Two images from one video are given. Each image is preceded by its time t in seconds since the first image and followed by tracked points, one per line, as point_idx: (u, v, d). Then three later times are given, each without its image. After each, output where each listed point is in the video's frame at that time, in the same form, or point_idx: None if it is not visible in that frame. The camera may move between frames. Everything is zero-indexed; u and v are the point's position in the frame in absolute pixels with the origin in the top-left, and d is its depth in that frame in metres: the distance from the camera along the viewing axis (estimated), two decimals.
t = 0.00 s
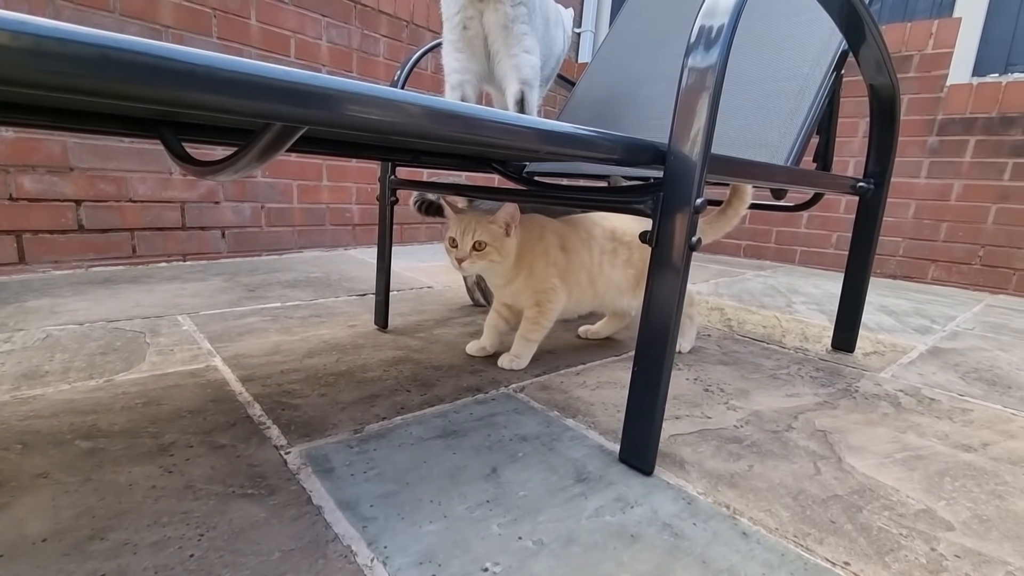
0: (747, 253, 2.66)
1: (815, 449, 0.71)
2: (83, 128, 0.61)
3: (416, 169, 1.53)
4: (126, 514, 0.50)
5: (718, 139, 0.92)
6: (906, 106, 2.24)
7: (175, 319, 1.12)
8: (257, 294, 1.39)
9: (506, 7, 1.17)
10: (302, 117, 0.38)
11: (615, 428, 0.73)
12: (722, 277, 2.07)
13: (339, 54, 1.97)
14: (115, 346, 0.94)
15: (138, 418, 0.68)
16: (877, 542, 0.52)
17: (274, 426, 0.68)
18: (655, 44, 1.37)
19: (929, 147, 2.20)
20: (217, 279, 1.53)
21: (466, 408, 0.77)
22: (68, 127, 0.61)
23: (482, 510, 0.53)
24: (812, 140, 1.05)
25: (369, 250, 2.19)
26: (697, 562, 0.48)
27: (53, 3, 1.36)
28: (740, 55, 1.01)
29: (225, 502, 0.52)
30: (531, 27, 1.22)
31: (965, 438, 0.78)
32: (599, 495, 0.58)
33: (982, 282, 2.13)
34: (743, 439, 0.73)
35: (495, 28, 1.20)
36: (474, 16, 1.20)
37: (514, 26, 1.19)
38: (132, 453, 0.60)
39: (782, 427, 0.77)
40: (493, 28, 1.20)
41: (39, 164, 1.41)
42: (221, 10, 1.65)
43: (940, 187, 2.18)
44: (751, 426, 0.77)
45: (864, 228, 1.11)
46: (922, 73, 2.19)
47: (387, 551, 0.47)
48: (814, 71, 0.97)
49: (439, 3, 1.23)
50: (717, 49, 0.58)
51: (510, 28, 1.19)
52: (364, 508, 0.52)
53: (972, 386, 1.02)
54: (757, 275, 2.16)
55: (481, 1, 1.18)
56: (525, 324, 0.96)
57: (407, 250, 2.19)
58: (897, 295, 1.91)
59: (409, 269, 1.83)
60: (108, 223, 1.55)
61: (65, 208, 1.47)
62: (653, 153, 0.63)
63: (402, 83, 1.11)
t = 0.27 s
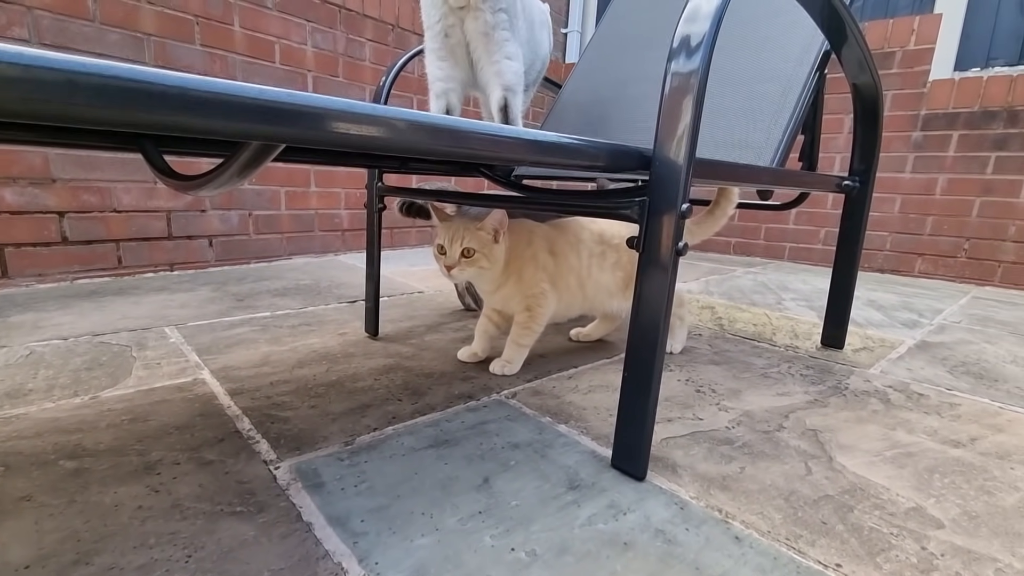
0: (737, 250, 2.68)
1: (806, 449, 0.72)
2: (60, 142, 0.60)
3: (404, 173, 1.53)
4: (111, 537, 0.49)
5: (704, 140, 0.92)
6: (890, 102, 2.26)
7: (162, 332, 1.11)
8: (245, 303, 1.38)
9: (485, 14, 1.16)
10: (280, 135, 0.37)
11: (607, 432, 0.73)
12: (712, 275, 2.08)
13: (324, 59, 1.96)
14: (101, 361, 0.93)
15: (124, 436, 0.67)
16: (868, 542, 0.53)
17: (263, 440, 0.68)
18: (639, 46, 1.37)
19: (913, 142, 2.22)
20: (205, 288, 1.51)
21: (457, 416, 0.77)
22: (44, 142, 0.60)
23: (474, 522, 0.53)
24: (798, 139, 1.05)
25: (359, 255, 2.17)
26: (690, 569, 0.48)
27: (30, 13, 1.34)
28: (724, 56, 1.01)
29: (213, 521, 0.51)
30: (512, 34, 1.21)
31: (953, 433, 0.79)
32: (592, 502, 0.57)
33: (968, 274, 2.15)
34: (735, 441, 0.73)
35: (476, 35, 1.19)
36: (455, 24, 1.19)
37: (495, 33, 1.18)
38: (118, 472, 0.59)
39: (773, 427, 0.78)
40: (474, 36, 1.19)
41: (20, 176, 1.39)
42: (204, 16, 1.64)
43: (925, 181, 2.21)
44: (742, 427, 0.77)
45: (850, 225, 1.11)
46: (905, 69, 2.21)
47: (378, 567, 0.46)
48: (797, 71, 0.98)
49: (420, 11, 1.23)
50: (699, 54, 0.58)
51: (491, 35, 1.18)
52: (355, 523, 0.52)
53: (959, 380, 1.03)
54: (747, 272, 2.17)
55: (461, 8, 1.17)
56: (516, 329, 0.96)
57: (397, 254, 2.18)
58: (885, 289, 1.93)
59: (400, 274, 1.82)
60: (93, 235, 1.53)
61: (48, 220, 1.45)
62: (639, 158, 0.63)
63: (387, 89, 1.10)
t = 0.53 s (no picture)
0: (734, 249, 2.68)
1: (806, 448, 0.71)
2: (50, 140, 0.59)
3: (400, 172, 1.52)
4: (105, 541, 0.48)
5: (702, 139, 0.91)
6: (885, 101, 2.27)
7: (157, 332, 1.10)
8: (241, 303, 1.37)
9: (484, 12, 1.15)
10: (276, 133, 0.37)
11: (607, 432, 0.73)
12: (709, 274, 2.08)
13: (319, 58, 1.95)
14: (94, 362, 0.92)
15: (117, 439, 0.66)
16: (868, 542, 0.53)
17: (259, 442, 0.67)
18: (637, 45, 1.37)
19: (908, 141, 2.23)
20: (200, 288, 1.50)
21: (456, 416, 0.77)
22: (35, 140, 0.59)
23: (473, 524, 0.53)
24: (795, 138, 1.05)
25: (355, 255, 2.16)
26: (691, 570, 0.48)
27: (20, 11, 1.33)
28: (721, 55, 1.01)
29: (209, 524, 0.51)
30: (511, 33, 1.20)
31: (951, 431, 0.79)
32: (592, 503, 0.57)
33: (963, 272, 2.17)
34: (734, 440, 0.73)
35: (475, 33, 1.18)
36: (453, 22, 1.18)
37: (494, 32, 1.17)
38: (112, 475, 0.58)
39: (772, 426, 0.78)
40: (472, 34, 1.18)
41: (11, 175, 1.37)
42: (197, 14, 1.62)
43: (920, 180, 2.22)
44: (741, 426, 0.77)
45: (847, 223, 1.11)
46: (900, 68, 2.22)
47: (377, 570, 0.46)
48: (795, 71, 0.98)
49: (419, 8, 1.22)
50: (699, 52, 0.57)
51: (489, 34, 1.17)
52: (353, 526, 0.51)
53: (956, 378, 1.03)
54: (744, 271, 2.17)
55: (460, 7, 1.17)
56: (514, 329, 0.96)
57: (393, 254, 2.17)
58: (881, 288, 1.94)
59: (396, 274, 1.81)
60: (86, 235, 1.51)
61: (40, 220, 1.43)
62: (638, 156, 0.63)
63: (383, 88, 1.10)
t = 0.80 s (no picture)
0: (732, 246, 2.68)
1: (807, 445, 0.71)
2: (44, 139, 0.58)
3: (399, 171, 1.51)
4: (103, 544, 0.48)
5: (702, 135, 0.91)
6: (884, 97, 2.27)
7: (154, 333, 1.09)
8: (239, 303, 1.36)
9: (487, 9, 1.15)
10: (271, 129, 0.36)
11: (608, 431, 0.73)
12: (708, 271, 2.08)
13: (316, 56, 1.94)
14: (91, 363, 0.91)
15: (114, 440, 0.66)
16: (871, 539, 0.52)
17: (258, 443, 0.67)
18: (636, 41, 1.36)
19: (906, 137, 2.23)
20: (197, 288, 1.49)
21: (456, 416, 0.76)
22: (28, 138, 0.58)
23: (474, 524, 0.52)
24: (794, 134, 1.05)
25: (353, 254, 2.16)
26: (694, 568, 0.47)
27: (14, 9, 1.32)
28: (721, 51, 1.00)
29: (208, 526, 0.50)
30: (513, 31, 1.20)
31: (952, 427, 0.79)
32: (594, 502, 0.57)
33: (961, 268, 2.17)
34: (735, 438, 0.72)
35: (477, 29, 1.18)
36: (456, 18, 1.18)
37: (496, 29, 1.17)
38: (110, 477, 0.58)
39: (773, 423, 0.77)
40: (474, 30, 1.18)
41: (6, 176, 1.36)
42: (193, 12, 1.61)
43: (918, 176, 2.22)
44: (742, 424, 0.77)
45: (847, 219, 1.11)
46: (898, 64, 2.22)
47: (377, 571, 0.45)
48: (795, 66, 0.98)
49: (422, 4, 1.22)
50: (700, 48, 0.57)
51: (492, 31, 1.17)
52: (353, 526, 0.51)
53: (956, 374, 1.03)
54: (743, 268, 2.17)
55: (463, 3, 1.17)
56: (514, 328, 0.95)
57: (392, 252, 2.16)
58: (879, 284, 1.94)
59: (395, 273, 1.81)
60: (82, 235, 1.50)
61: (36, 221, 1.42)
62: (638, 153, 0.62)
63: (381, 85, 1.09)
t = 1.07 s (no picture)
0: (728, 243, 2.68)
1: (803, 441, 0.72)
2: (36, 139, 0.58)
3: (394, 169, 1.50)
4: (98, 546, 0.47)
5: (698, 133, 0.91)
6: (879, 94, 2.27)
7: (149, 333, 1.09)
8: (234, 303, 1.35)
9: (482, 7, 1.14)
10: (265, 127, 0.36)
11: (605, 428, 0.73)
12: (705, 268, 2.08)
13: (311, 54, 1.93)
14: (86, 364, 0.90)
15: (110, 441, 0.66)
16: (867, 534, 0.53)
17: (254, 443, 0.66)
18: (632, 39, 1.36)
19: (901, 134, 2.24)
20: (193, 288, 1.49)
21: (453, 414, 0.76)
22: (19, 138, 0.58)
23: (472, 522, 0.52)
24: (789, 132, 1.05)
25: (350, 253, 2.15)
26: (691, 565, 0.48)
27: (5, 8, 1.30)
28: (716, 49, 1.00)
29: (204, 526, 0.50)
30: (509, 29, 1.19)
31: (946, 423, 0.79)
32: (591, 499, 0.57)
33: (956, 264, 2.18)
34: (732, 434, 0.73)
35: (472, 28, 1.17)
36: (451, 17, 1.17)
37: (491, 27, 1.16)
38: (105, 479, 0.58)
39: (770, 420, 0.78)
40: (470, 29, 1.17)
41: None
42: (186, 11, 1.60)
43: (913, 173, 2.23)
44: (739, 420, 0.77)
45: (842, 217, 1.12)
46: (893, 61, 2.22)
47: (375, 570, 0.45)
48: (790, 63, 0.98)
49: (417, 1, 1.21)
50: (694, 44, 0.57)
51: (487, 29, 1.16)
52: (350, 525, 0.51)
53: (951, 369, 1.04)
54: (739, 265, 2.17)
55: (458, 1, 1.16)
56: (514, 328, 0.95)
57: (388, 251, 2.16)
58: (875, 280, 1.94)
59: (391, 272, 1.80)
60: (76, 235, 1.49)
61: (29, 221, 1.41)
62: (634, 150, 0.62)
63: (376, 84, 1.08)
